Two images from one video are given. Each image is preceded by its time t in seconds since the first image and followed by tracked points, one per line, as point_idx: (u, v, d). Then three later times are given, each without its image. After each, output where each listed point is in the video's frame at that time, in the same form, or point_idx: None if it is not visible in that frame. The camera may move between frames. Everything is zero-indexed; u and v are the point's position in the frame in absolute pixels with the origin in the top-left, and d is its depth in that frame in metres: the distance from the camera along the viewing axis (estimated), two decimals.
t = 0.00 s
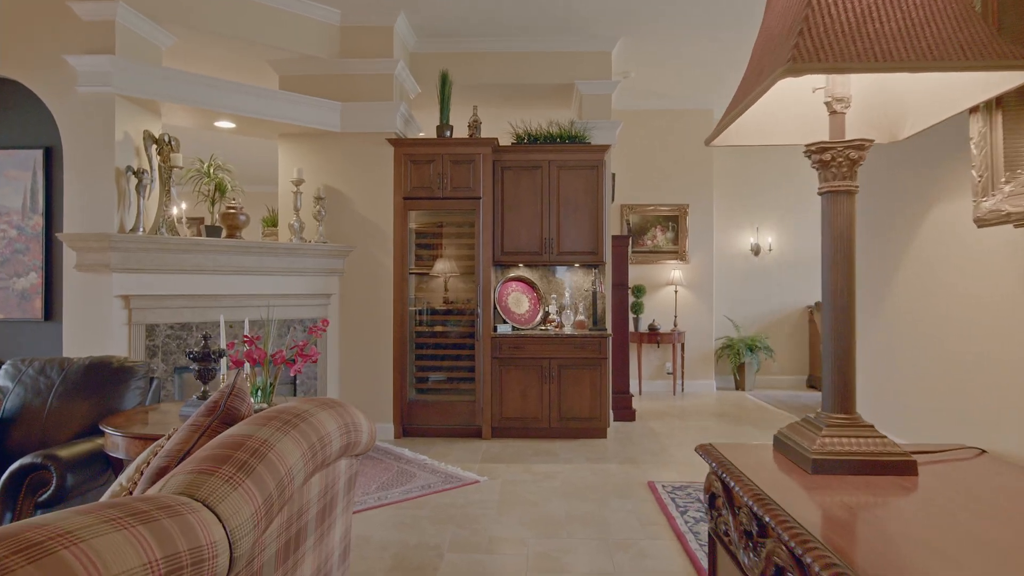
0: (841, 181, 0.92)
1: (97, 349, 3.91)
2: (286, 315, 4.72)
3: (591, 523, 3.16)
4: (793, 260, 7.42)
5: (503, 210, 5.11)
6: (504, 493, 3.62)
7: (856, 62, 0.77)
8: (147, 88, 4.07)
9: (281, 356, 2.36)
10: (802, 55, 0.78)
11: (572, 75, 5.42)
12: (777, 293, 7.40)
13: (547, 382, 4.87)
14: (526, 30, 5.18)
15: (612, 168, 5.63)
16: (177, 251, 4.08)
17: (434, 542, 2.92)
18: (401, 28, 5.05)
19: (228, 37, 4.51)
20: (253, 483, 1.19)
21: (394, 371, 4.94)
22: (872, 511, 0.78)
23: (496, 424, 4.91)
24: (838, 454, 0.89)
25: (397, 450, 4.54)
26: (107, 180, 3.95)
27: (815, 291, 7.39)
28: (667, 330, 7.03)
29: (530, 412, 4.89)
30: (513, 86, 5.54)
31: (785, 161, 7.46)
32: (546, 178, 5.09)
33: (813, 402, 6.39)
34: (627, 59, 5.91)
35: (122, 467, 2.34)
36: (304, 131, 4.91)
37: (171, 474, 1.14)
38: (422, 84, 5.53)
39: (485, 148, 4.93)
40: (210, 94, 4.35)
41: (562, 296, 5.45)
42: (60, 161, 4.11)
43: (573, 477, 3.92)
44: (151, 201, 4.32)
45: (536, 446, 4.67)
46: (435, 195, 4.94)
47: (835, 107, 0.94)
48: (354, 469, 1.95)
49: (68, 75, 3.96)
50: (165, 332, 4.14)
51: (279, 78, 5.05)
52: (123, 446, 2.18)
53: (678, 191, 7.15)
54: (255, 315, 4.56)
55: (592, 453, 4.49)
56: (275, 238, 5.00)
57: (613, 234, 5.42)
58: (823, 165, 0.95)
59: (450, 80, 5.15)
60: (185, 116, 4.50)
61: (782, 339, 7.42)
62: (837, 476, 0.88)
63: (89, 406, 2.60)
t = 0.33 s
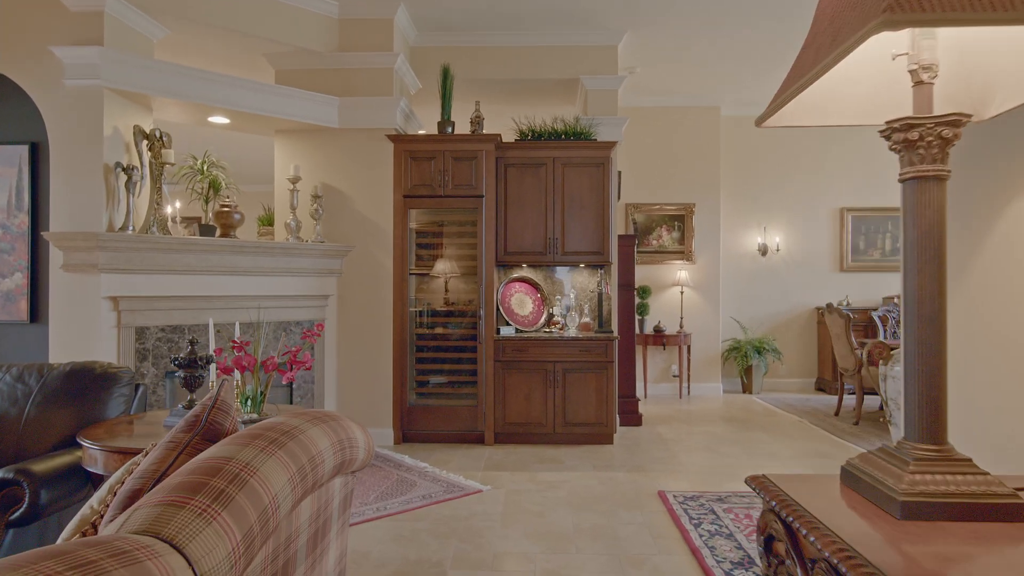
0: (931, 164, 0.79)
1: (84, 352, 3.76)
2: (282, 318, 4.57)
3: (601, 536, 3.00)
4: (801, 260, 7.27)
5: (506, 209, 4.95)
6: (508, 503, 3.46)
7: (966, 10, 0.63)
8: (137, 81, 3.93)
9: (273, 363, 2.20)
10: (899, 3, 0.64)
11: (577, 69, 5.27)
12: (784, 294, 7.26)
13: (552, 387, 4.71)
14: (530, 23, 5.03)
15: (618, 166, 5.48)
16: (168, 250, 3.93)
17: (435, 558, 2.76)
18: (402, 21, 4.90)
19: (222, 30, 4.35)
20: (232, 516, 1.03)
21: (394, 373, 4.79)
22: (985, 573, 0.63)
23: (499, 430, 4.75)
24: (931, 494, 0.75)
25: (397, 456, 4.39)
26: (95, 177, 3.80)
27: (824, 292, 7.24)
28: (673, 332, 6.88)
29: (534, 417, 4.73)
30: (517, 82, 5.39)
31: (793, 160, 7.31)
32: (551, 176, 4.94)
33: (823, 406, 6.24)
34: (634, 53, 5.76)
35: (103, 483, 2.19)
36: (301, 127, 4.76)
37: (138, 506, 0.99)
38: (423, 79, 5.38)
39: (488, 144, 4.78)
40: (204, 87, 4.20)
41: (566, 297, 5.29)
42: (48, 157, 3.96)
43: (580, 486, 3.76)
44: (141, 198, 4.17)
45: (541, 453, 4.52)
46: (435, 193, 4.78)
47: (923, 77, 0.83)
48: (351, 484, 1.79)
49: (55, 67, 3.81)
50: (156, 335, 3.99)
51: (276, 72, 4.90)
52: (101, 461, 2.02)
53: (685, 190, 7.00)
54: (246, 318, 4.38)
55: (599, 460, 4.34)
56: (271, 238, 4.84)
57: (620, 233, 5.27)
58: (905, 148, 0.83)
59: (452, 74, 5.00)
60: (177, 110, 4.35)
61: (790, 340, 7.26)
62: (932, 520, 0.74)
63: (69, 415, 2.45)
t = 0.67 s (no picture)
0: None
1: (66, 352, 3.60)
2: (275, 316, 4.41)
3: (608, 547, 2.85)
4: (808, 258, 7.11)
5: (507, 204, 4.80)
6: (510, 511, 3.31)
7: None
8: (123, 70, 3.77)
9: (257, 364, 2.03)
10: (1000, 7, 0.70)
11: (581, 60, 5.10)
12: (791, 292, 7.10)
13: (555, 388, 4.55)
14: (532, 13, 4.87)
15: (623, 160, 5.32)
16: (155, 246, 3.77)
17: (434, 570, 2.61)
18: (400, 10, 4.74)
19: (213, 17, 4.19)
20: (191, 546, 0.87)
21: (392, 374, 4.64)
22: None
23: (500, 433, 4.59)
24: None
25: (395, 460, 4.23)
26: (79, 169, 3.64)
27: (832, 290, 7.08)
28: (678, 332, 6.73)
29: (536, 419, 4.58)
30: (518, 74, 5.23)
31: (800, 156, 7.16)
32: (553, 170, 4.78)
33: (832, 406, 6.08)
34: (639, 45, 5.60)
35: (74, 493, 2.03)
36: (295, 119, 4.60)
37: (78, 538, 0.83)
38: (422, 71, 5.22)
39: (489, 137, 4.62)
40: (193, 77, 4.03)
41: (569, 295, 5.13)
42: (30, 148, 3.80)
43: (586, 492, 3.60)
44: (128, 192, 4.01)
45: (543, 456, 4.36)
46: (435, 187, 4.62)
47: None
48: (340, 497, 1.63)
49: (38, 54, 3.65)
50: (143, 334, 3.83)
51: (270, 63, 4.74)
52: (70, 472, 1.87)
53: (689, 186, 6.84)
54: (238, 316, 4.22)
55: (604, 463, 4.18)
56: (264, 233, 4.67)
57: (624, 229, 5.11)
58: None
59: (451, 65, 4.84)
60: (166, 101, 4.18)
61: (797, 340, 7.11)
62: None
63: (41, 420, 2.29)
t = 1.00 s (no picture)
0: None
1: (41, 355, 3.42)
2: (264, 316, 4.23)
3: (615, 561, 2.67)
4: (815, 256, 6.94)
5: (507, 200, 4.62)
6: (511, 522, 3.13)
7: None
8: (103, 58, 3.59)
9: (233, 368, 1.86)
10: None
11: (583, 50, 4.92)
12: (797, 291, 6.94)
13: (556, 390, 4.38)
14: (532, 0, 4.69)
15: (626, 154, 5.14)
16: (137, 243, 3.59)
17: None
18: None
19: (198, 4, 4.00)
20: None
21: (387, 376, 4.46)
22: None
23: (499, 437, 4.42)
24: None
25: (389, 467, 4.05)
26: (55, 162, 3.46)
27: (839, 289, 6.92)
28: (682, 331, 6.56)
29: (537, 423, 4.40)
30: (518, 65, 5.05)
31: (806, 151, 6.99)
32: (555, 165, 4.61)
33: (841, 408, 5.91)
34: (643, 35, 5.43)
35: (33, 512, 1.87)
36: (285, 111, 4.42)
37: None
38: (417, 62, 5.04)
39: (487, 129, 4.44)
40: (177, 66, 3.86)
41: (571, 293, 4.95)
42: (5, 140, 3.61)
43: (590, 501, 3.43)
44: (109, 186, 3.83)
45: (545, 462, 4.18)
46: (431, 182, 4.44)
47: None
48: (320, 518, 1.45)
49: (12, 41, 3.47)
50: (125, 336, 3.66)
51: (259, 53, 4.56)
52: (26, 491, 1.70)
53: (693, 182, 6.67)
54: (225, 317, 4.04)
55: (608, 470, 4.01)
56: (254, 230, 4.49)
57: (628, 225, 4.94)
58: None
59: (448, 55, 4.67)
60: (150, 91, 4.00)
61: (803, 339, 6.94)
62: None
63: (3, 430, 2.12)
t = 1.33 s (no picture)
0: None
1: (17, 358, 3.24)
2: (255, 317, 4.05)
3: None
4: (823, 256, 6.78)
5: (508, 197, 4.45)
6: (513, 535, 2.97)
7: None
8: (85, 45, 3.41)
9: (208, 375, 1.68)
10: None
11: (587, 41, 4.75)
12: (805, 292, 6.77)
13: (560, 394, 4.21)
14: None
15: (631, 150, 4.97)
16: (120, 240, 3.42)
17: None
18: None
19: None
20: None
21: (383, 379, 4.28)
22: None
23: (500, 443, 4.25)
24: None
25: (385, 474, 3.87)
26: (33, 154, 3.29)
27: (847, 289, 6.75)
28: (687, 333, 6.40)
29: (540, 429, 4.23)
30: (520, 58, 4.88)
31: (814, 148, 6.82)
32: (558, 160, 4.44)
33: (852, 412, 5.74)
34: (648, 27, 5.26)
35: None
36: (278, 103, 4.25)
37: None
38: (416, 53, 4.86)
39: (488, 123, 4.27)
40: (164, 55, 3.69)
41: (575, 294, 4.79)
42: None
43: (596, 512, 3.26)
44: (91, 180, 3.66)
45: (548, 470, 4.01)
46: (430, 177, 4.27)
47: None
48: (300, 547, 1.28)
49: None
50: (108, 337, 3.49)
51: (251, 43, 4.38)
52: None
53: (699, 179, 6.50)
54: (214, 318, 3.87)
55: (614, 478, 3.83)
56: (245, 228, 4.32)
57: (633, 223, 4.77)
58: None
59: (447, 46, 4.50)
60: (136, 81, 3.83)
61: (811, 341, 6.77)
62: None
63: None
